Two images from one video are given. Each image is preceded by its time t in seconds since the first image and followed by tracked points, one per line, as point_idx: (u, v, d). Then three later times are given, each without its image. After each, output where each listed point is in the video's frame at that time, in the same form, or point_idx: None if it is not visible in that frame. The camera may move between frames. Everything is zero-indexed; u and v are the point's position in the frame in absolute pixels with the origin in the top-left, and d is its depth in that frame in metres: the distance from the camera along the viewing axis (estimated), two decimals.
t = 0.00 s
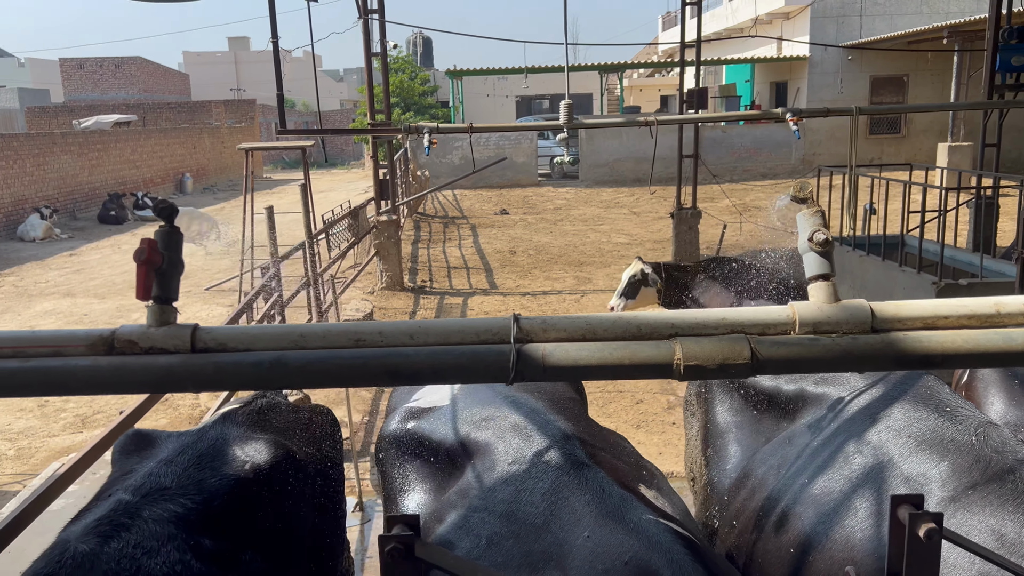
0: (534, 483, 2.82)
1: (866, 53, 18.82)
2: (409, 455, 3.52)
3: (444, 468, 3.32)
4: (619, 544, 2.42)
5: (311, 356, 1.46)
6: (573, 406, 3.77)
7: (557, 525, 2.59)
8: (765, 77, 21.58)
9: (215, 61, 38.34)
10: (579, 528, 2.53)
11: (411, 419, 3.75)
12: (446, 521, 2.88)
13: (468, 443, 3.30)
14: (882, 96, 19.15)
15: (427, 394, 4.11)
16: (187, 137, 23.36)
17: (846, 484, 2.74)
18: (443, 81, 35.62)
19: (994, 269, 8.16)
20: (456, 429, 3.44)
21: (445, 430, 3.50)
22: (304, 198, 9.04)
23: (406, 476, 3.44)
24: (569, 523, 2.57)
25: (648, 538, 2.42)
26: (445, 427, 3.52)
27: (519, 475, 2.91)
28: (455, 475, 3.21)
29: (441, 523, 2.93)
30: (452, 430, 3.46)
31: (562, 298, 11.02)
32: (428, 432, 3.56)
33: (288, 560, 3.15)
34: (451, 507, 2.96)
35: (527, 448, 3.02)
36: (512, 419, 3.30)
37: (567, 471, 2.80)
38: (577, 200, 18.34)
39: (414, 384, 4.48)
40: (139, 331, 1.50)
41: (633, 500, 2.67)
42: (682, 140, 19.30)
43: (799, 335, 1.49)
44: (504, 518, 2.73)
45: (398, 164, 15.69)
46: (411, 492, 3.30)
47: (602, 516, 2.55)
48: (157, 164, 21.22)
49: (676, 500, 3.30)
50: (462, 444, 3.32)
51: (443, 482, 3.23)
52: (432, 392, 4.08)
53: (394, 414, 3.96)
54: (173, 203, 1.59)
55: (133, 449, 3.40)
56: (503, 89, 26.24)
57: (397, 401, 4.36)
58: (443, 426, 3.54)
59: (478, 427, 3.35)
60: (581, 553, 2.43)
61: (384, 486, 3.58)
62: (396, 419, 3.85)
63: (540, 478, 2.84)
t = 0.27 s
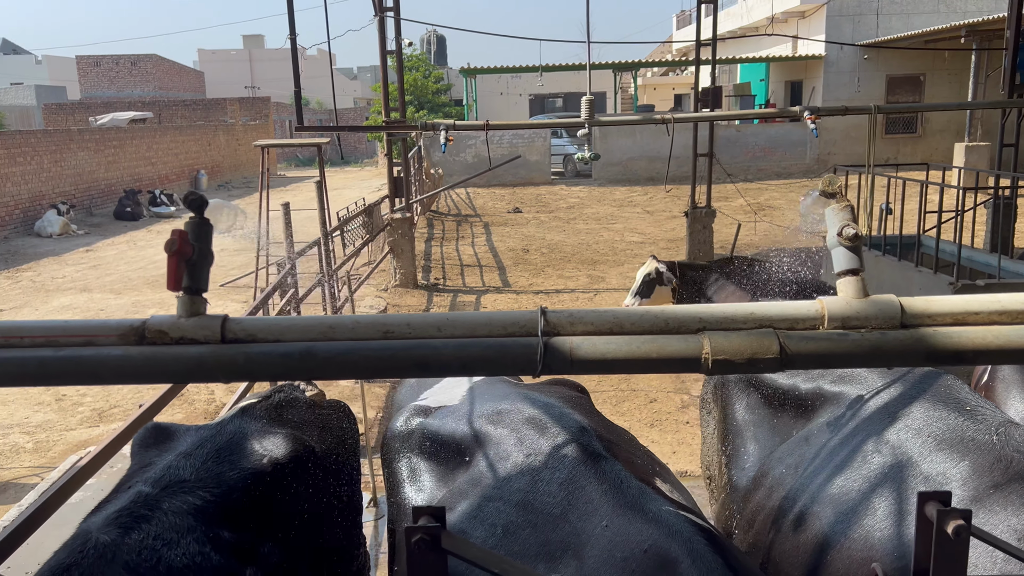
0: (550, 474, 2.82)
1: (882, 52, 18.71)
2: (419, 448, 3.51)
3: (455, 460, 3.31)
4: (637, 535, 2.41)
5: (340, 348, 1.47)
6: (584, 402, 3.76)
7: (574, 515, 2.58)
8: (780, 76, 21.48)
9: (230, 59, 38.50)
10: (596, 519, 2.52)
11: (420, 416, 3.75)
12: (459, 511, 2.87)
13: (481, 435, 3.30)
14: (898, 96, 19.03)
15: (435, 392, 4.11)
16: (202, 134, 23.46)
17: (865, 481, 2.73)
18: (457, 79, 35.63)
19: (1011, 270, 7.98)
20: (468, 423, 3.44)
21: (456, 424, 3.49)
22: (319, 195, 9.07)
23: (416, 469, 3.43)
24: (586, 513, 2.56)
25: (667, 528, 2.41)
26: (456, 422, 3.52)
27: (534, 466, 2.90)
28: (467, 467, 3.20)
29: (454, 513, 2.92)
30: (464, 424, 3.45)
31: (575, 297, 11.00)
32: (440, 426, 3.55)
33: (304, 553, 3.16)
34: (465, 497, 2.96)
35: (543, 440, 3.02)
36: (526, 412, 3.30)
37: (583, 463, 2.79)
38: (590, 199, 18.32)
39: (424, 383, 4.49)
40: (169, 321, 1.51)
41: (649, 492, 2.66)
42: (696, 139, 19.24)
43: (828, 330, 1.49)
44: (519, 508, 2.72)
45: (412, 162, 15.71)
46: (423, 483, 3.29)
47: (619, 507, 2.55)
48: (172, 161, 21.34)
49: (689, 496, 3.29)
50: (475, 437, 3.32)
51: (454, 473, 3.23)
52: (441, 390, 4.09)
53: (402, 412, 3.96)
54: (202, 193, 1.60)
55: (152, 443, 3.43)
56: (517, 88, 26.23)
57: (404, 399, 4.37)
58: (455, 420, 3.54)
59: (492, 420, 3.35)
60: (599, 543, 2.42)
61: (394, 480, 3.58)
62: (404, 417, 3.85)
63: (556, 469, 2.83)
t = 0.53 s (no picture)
0: (557, 470, 2.82)
1: (897, 50, 18.60)
2: (427, 444, 3.52)
3: (462, 456, 3.31)
4: (642, 534, 2.40)
5: (351, 343, 1.48)
6: (593, 398, 3.76)
7: (579, 512, 2.58)
8: (795, 74, 21.36)
9: (244, 54, 38.61)
10: (601, 516, 2.52)
11: (428, 412, 3.76)
12: (466, 505, 2.88)
13: (488, 431, 3.30)
14: (914, 94, 18.89)
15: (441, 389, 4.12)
16: (216, 129, 23.54)
17: (874, 481, 2.72)
18: (469, 76, 35.61)
19: None
20: (477, 418, 3.44)
21: (465, 419, 3.49)
22: (331, 190, 9.08)
23: (424, 464, 3.43)
24: (591, 510, 2.56)
25: (671, 527, 2.40)
26: (465, 417, 3.53)
27: (542, 463, 2.90)
28: (474, 462, 3.21)
29: (460, 507, 2.92)
30: (472, 419, 3.46)
31: (586, 294, 10.99)
32: (447, 421, 3.57)
33: (312, 547, 3.17)
34: (471, 492, 2.96)
35: (550, 436, 3.01)
36: (535, 408, 3.30)
37: (590, 460, 2.79)
38: (602, 196, 18.29)
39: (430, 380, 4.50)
40: (182, 317, 1.52)
41: (656, 490, 2.66)
42: (709, 136, 19.16)
43: (839, 331, 1.48)
44: (525, 504, 2.72)
45: (424, 158, 15.73)
46: (431, 479, 3.29)
47: (625, 505, 2.54)
48: (186, 156, 21.43)
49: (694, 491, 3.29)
50: (482, 433, 3.32)
51: (462, 468, 3.25)
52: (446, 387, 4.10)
53: (409, 408, 3.98)
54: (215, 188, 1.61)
55: (163, 436, 3.46)
56: (530, 84, 26.20)
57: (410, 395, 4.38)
58: (463, 415, 3.54)
59: (500, 416, 3.35)
60: (603, 541, 2.42)
61: (401, 473, 3.58)
62: (411, 412, 3.86)
63: (562, 466, 2.82)
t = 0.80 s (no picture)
0: (569, 467, 2.83)
1: (913, 47, 18.46)
2: (442, 440, 3.54)
3: (476, 452, 3.33)
4: (653, 534, 2.39)
5: (362, 336, 1.49)
6: (607, 392, 3.77)
7: (591, 510, 2.58)
8: (809, 70, 21.25)
9: (257, 49, 38.69)
10: (611, 515, 2.52)
11: (444, 408, 3.79)
12: (478, 500, 2.90)
13: (500, 427, 3.31)
14: (929, 90, 18.75)
15: (456, 383, 4.15)
16: (229, 124, 23.61)
17: (886, 478, 2.72)
18: (482, 71, 35.58)
19: None
20: (489, 414, 3.46)
21: (479, 415, 3.51)
22: (344, 184, 9.10)
23: (437, 457, 3.46)
24: (602, 508, 2.57)
25: (681, 527, 2.40)
26: (479, 412, 3.55)
27: (554, 459, 2.90)
28: (488, 459, 3.22)
29: (472, 503, 2.93)
30: (485, 414, 3.48)
31: (597, 290, 10.98)
32: (462, 418, 3.59)
33: (323, 538, 3.19)
34: (482, 487, 2.98)
35: (563, 432, 3.02)
36: (548, 404, 3.31)
37: (602, 458, 2.79)
38: (614, 192, 18.26)
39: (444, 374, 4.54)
40: (195, 307, 1.53)
41: (667, 489, 2.66)
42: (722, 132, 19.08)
43: (851, 326, 1.48)
44: (537, 500, 2.73)
45: (436, 153, 15.74)
46: (443, 472, 3.31)
47: (636, 504, 2.54)
48: (199, 150, 21.51)
49: (709, 489, 3.30)
50: (495, 429, 3.33)
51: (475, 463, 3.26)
52: (460, 381, 4.13)
53: (425, 403, 4.02)
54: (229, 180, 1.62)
55: (176, 426, 3.48)
56: (542, 79, 26.16)
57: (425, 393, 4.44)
58: (478, 411, 3.55)
59: (513, 411, 3.36)
60: (612, 540, 2.41)
61: (417, 469, 3.61)
62: (428, 408, 3.90)
63: (575, 463, 2.82)
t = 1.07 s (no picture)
0: (587, 467, 2.83)
1: (927, 41, 18.32)
2: (469, 440, 3.56)
3: (499, 452, 3.34)
4: (667, 534, 2.39)
5: (376, 330, 1.50)
6: (629, 391, 3.78)
7: (608, 511, 2.59)
8: (821, 65, 21.13)
9: (269, 44, 38.76)
10: (628, 516, 2.52)
11: (465, 405, 3.83)
12: (500, 500, 2.91)
13: (522, 428, 3.32)
14: (943, 85, 18.61)
15: (477, 378, 4.18)
16: (241, 119, 23.68)
17: (902, 476, 2.71)
18: (492, 66, 35.54)
19: None
20: (510, 413, 3.47)
21: (500, 415, 3.52)
22: (355, 178, 9.12)
23: (464, 459, 3.47)
24: (619, 509, 2.56)
25: (696, 533, 2.36)
26: (500, 411, 3.56)
27: (571, 459, 2.91)
28: (509, 459, 3.23)
29: (492, 501, 2.95)
30: (506, 414, 3.49)
31: (608, 285, 10.97)
32: (484, 417, 3.60)
33: (335, 529, 3.21)
34: (503, 488, 2.99)
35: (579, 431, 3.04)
36: (566, 402, 3.31)
37: (621, 458, 2.79)
38: (625, 187, 18.23)
39: (463, 367, 4.57)
40: (211, 301, 1.54)
41: (684, 489, 2.65)
42: (734, 127, 19.00)
43: (865, 321, 1.48)
44: (555, 500, 2.74)
45: (447, 149, 15.74)
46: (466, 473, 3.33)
47: (653, 505, 2.53)
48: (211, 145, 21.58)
49: (731, 487, 3.31)
50: (517, 430, 3.34)
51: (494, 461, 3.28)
52: (482, 377, 4.16)
53: (448, 400, 4.06)
54: (244, 174, 1.63)
55: (191, 420, 3.54)
56: (553, 75, 26.11)
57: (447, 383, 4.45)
58: (502, 408, 3.57)
59: (532, 410, 3.37)
60: (627, 541, 2.41)
61: (444, 468, 3.63)
62: (451, 405, 3.94)
63: (593, 463, 2.83)
